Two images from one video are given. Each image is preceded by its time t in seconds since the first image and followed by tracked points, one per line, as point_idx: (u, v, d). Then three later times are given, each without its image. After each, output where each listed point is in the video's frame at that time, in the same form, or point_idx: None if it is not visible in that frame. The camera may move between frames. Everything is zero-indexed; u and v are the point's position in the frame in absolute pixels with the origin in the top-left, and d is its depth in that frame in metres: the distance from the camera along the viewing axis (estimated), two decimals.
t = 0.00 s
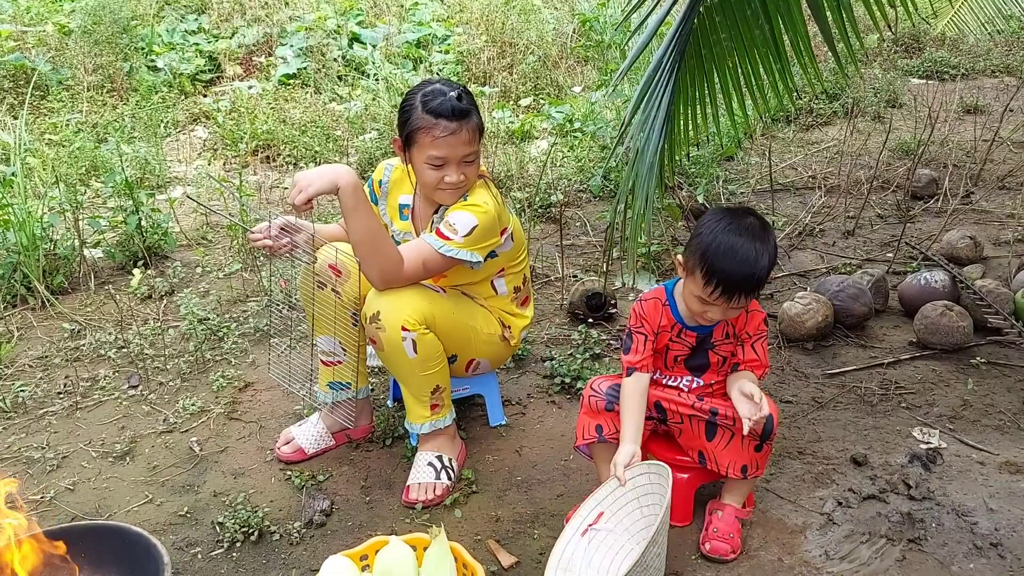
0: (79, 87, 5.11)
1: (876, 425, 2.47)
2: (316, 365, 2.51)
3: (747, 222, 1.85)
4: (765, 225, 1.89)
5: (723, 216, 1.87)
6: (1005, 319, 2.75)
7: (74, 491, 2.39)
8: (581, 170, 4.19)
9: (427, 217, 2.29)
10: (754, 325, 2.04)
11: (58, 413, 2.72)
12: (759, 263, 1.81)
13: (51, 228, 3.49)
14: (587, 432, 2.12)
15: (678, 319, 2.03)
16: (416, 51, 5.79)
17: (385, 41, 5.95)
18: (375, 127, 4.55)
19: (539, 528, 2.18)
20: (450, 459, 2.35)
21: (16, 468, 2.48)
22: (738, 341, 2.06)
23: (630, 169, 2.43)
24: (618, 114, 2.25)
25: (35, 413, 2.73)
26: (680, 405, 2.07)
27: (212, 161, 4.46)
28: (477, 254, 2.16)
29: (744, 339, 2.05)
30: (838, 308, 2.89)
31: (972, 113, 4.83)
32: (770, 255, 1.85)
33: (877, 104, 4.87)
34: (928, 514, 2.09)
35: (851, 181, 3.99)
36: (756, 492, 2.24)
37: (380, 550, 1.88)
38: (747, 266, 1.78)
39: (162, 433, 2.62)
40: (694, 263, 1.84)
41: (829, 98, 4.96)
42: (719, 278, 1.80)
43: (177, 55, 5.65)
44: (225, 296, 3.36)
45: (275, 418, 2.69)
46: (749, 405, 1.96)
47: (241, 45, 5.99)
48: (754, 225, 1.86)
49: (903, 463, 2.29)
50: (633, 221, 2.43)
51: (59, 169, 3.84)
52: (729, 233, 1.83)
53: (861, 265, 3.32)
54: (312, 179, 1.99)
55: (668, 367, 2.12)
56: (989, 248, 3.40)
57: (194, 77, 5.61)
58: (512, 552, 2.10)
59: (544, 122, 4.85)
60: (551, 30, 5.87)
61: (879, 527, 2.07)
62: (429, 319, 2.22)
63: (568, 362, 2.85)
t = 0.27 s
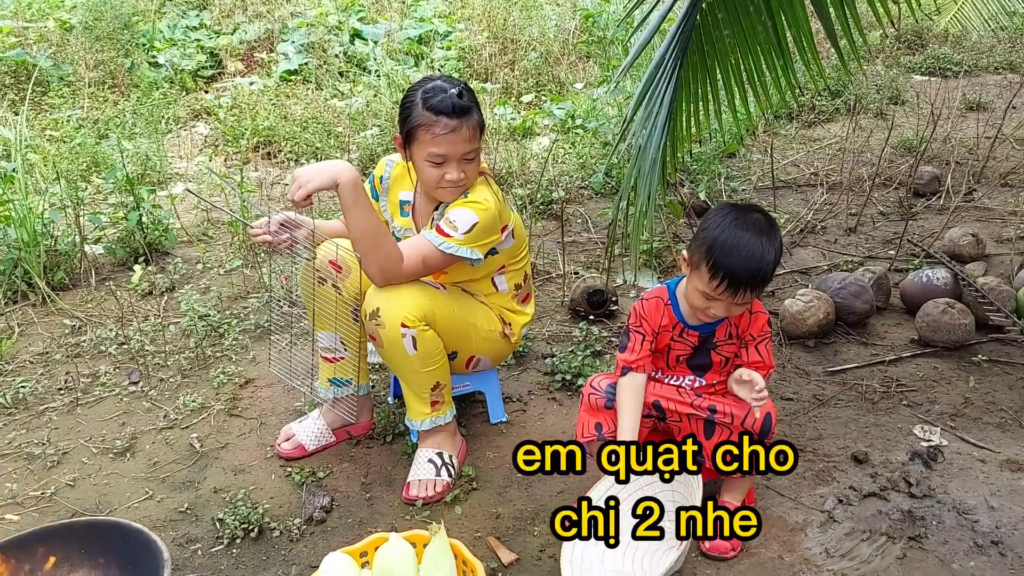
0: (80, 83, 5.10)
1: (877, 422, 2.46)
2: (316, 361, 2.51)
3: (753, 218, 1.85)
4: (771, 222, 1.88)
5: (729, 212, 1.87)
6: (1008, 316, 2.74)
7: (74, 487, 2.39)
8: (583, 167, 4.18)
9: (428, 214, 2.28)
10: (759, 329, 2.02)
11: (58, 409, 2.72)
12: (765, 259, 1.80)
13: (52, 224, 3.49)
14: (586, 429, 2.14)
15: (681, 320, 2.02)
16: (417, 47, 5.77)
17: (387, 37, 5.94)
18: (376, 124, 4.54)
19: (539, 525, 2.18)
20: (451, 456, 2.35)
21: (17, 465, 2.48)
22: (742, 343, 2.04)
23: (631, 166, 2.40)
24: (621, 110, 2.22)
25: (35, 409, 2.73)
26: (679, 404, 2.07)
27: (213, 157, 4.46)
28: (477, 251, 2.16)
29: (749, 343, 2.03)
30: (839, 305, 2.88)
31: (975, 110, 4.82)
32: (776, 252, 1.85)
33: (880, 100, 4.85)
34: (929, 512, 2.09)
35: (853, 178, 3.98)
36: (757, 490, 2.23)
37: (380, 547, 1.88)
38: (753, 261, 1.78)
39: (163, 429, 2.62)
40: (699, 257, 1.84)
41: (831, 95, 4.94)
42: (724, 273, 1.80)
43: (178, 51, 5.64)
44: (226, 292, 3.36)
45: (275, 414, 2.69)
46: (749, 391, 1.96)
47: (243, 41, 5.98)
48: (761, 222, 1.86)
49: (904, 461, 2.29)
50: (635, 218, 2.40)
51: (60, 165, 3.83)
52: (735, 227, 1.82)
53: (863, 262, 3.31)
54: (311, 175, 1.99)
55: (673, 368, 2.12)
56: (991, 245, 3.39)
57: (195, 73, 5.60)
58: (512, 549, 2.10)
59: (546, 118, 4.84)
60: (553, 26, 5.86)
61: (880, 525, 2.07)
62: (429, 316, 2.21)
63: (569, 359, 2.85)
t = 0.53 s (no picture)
0: (87, 76, 5.11)
1: (882, 422, 2.46)
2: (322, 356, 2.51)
3: (751, 199, 1.87)
4: (772, 208, 1.89)
5: (727, 196, 1.91)
6: (1014, 317, 2.74)
7: (79, 480, 2.40)
8: (588, 164, 4.18)
9: (434, 210, 2.28)
10: (763, 323, 2.02)
11: (64, 402, 2.73)
12: (760, 235, 1.80)
13: (58, 218, 3.50)
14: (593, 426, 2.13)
15: (685, 311, 2.02)
16: (424, 42, 5.77)
17: (393, 32, 5.94)
18: (382, 119, 4.54)
19: (542, 522, 2.18)
20: (455, 452, 2.35)
21: (23, 457, 2.49)
22: (747, 338, 2.04)
23: (638, 166, 2.38)
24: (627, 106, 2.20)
25: (41, 401, 2.74)
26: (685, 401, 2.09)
27: (219, 151, 4.46)
28: (483, 248, 2.16)
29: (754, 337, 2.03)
30: (845, 304, 2.88)
31: (983, 109, 4.81)
32: (774, 231, 1.84)
33: (887, 99, 4.84)
34: (933, 512, 2.08)
35: (859, 177, 3.97)
36: (761, 488, 2.23)
37: (384, 542, 1.88)
38: (745, 234, 1.78)
39: (168, 423, 2.63)
40: (695, 235, 1.86)
41: (838, 93, 4.93)
42: (719, 247, 1.80)
43: (185, 45, 5.64)
44: (231, 287, 3.37)
45: (280, 409, 2.69)
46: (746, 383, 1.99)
47: (249, 36, 5.98)
48: (760, 204, 1.87)
49: (909, 460, 2.29)
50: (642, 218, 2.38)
51: (66, 159, 3.84)
52: (730, 205, 1.86)
53: (868, 261, 3.31)
54: (319, 172, 1.99)
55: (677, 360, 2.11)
56: (998, 245, 3.38)
57: (202, 68, 5.60)
58: (515, 545, 2.10)
59: (551, 115, 4.84)
60: (560, 22, 5.85)
61: (884, 525, 2.07)
62: (434, 312, 2.21)
63: (573, 356, 2.85)
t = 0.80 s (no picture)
0: (94, 70, 5.12)
1: (885, 421, 2.46)
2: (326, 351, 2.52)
3: (746, 183, 1.87)
4: (770, 191, 1.90)
5: (724, 181, 1.92)
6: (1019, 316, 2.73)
7: (85, 472, 2.41)
8: (594, 161, 4.17)
9: (440, 205, 2.29)
10: (766, 316, 2.00)
11: (70, 394, 2.74)
12: (756, 217, 1.81)
13: (64, 211, 3.51)
14: (595, 425, 2.11)
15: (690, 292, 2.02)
16: (430, 38, 5.77)
17: (399, 27, 5.93)
18: (387, 115, 4.54)
19: (546, 518, 2.19)
20: (458, 447, 2.36)
21: (29, 449, 2.50)
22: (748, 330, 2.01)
23: (645, 163, 2.40)
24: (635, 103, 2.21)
25: (47, 393, 2.75)
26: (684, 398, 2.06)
27: (225, 145, 4.47)
28: (489, 244, 2.16)
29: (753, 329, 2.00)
30: (850, 303, 2.88)
31: (989, 108, 4.79)
32: (773, 213, 1.85)
33: (894, 97, 4.83)
34: (936, 511, 2.09)
35: (865, 175, 3.97)
36: (764, 486, 2.23)
37: (387, 536, 1.89)
38: (742, 216, 1.79)
39: (173, 416, 2.64)
40: (695, 223, 1.88)
41: (844, 91, 4.92)
42: (716, 233, 1.82)
43: (191, 39, 5.64)
44: (237, 281, 3.38)
45: (284, 403, 2.70)
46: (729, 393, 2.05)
47: (256, 30, 5.98)
48: (756, 188, 1.88)
49: (912, 459, 2.29)
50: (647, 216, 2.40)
51: (73, 152, 3.85)
52: (726, 190, 1.86)
53: (873, 260, 3.30)
54: (326, 166, 2.00)
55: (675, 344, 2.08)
56: (1003, 244, 3.37)
57: (208, 62, 5.60)
58: (518, 541, 2.11)
59: (557, 112, 4.84)
60: (566, 18, 5.85)
61: (887, 523, 2.07)
62: (439, 307, 2.22)
63: (577, 352, 2.85)
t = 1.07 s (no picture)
0: (99, 66, 5.12)
1: (888, 421, 2.46)
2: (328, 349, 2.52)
3: (748, 172, 1.87)
4: (773, 185, 1.87)
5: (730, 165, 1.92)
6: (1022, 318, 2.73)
7: (88, 468, 2.42)
8: (598, 160, 4.18)
9: (444, 204, 2.29)
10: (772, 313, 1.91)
11: (74, 390, 2.75)
12: (739, 203, 1.81)
13: (69, 207, 3.52)
14: (598, 422, 2.11)
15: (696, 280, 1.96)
16: (434, 36, 5.77)
17: (404, 25, 5.93)
18: (392, 113, 4.54)
19: (548, 516, 2.19)
20: (461, 445, 2.36)
21: (33, 444, 2.51)
22: (754, 325, 1.93)
23: (648, 161, 2.44)
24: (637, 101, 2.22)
25: (51, 389, 2.76)
26: (689, 398, 2.02)
27: (229, 142, 4.48)
28: (492, 243, 2.17)
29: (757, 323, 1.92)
30: (853, 303, 2.87)
31: (994, 109, 4.79)
32: (763, 201, 1.83)
33: (899, 98, 4.82)
34: (938, 513, 2.09)
35: (869, 175, 3.96)
36: (766, 486, 2.24)
37: (390, 534, 1.89)
38: (723, 201, 1.81)
39: (176, 412, 2.65)
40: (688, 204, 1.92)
41: (850, 91, 4.91)
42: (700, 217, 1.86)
43: (196, 37, 5.65)
44: (241, 278, 3.39)
45: (287, 400, 2.71)
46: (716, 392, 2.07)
47: (261, 28, 5.99)
48: (758, 177, 1.86)
49: (914, 460, 2.29)
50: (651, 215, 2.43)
51: (78, 148, 3.86)
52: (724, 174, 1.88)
53: (877, 261, 3.30)
54: (330, 164, 2.01)
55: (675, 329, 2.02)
56: (1007, 246, 3.36)
57: (213, 59, 5.61)
58: (520, 539, 2.11)
59: (561, 110, 4.84)
60: (571, 17, 5.84)
61: (889, 524, 2.07)
62: (443, 306, 2.22)
63: (580, 351, 2.86)
